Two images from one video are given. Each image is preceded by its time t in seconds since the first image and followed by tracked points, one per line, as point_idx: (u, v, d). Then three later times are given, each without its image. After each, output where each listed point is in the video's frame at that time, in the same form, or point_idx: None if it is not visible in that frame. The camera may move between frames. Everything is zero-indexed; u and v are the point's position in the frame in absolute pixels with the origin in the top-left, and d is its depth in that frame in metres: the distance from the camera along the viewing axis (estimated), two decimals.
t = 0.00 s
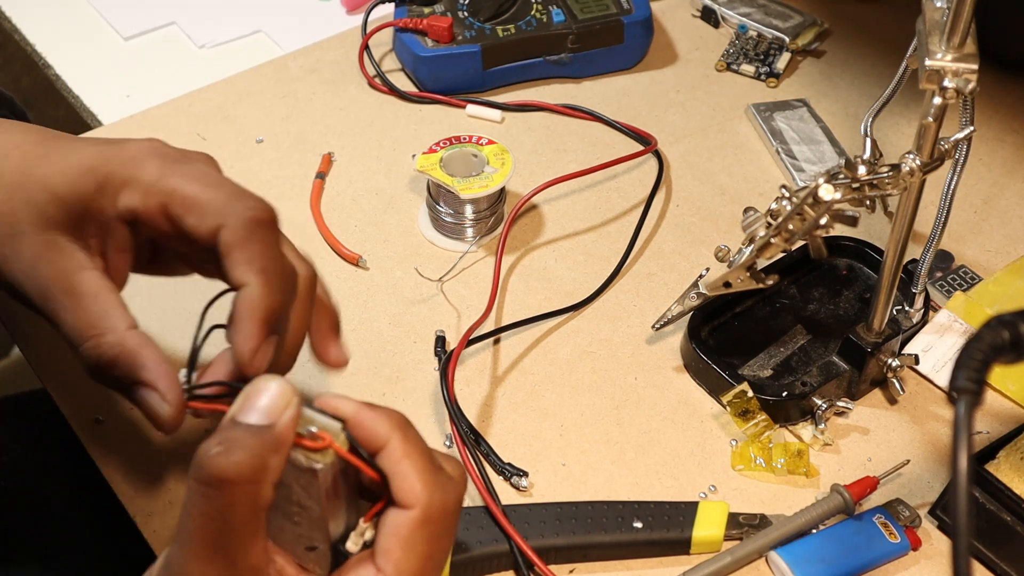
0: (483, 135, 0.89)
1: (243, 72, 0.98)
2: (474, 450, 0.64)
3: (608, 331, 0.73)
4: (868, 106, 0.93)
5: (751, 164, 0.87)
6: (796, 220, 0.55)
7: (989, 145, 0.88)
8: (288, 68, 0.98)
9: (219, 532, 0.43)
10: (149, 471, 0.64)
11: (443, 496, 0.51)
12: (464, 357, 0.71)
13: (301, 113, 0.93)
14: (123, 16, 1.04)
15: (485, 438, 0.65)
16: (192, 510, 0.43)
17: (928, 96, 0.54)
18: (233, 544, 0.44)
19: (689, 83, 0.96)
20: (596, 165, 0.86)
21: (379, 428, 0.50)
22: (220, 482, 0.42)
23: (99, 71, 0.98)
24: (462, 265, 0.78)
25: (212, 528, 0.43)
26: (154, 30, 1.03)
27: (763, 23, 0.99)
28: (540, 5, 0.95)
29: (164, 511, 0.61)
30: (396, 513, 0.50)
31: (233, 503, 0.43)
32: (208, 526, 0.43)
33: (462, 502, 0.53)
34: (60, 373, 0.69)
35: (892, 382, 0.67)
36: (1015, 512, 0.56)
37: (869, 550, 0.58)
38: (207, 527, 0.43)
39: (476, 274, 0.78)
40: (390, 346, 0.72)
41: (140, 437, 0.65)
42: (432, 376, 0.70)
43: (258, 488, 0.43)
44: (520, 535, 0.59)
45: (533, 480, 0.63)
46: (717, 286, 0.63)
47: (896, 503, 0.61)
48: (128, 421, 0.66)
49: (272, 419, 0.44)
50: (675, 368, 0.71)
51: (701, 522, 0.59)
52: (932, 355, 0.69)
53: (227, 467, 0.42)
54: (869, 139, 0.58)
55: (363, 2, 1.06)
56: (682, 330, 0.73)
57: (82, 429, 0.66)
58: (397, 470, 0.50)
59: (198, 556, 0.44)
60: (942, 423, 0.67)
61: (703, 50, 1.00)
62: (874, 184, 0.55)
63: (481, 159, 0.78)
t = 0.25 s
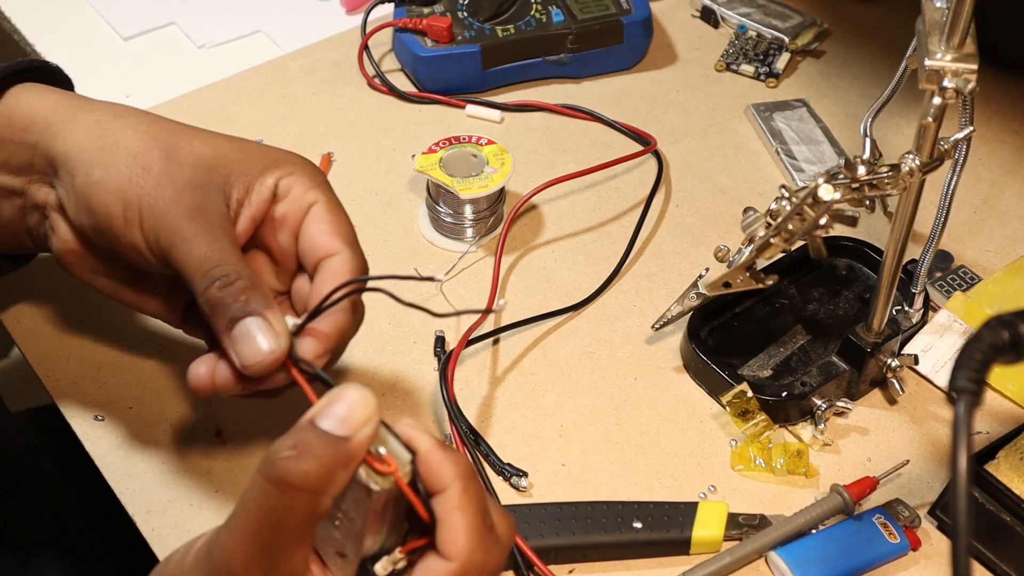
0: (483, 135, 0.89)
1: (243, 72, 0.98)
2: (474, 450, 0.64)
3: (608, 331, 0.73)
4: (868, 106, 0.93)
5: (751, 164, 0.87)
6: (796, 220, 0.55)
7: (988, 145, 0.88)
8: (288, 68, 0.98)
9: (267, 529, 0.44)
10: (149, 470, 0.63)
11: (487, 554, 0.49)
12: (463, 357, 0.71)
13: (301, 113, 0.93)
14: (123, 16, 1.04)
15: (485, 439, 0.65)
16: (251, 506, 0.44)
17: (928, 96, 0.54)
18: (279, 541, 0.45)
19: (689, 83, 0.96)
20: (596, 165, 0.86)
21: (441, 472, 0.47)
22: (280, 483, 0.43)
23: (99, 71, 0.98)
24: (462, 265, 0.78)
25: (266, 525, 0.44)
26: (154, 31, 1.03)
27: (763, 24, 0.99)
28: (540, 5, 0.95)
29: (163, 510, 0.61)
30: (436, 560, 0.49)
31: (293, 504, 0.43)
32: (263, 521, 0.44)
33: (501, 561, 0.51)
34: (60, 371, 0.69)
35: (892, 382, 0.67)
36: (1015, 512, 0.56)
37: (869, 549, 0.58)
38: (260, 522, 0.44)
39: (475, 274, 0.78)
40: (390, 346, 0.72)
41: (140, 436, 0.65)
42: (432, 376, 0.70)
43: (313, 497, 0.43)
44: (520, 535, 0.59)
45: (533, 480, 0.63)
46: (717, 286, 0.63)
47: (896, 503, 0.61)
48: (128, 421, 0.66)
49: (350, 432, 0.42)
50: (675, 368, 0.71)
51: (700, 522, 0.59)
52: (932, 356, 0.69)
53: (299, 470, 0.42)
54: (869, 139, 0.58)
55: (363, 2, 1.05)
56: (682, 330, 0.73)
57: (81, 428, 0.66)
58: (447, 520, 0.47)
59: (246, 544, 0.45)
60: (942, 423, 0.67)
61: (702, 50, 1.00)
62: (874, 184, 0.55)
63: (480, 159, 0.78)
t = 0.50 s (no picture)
0: (483, 135, 0.89)
1: (243, 71, 0.98)
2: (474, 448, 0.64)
3: (608, 331, 0.73)
4: (868, 106, 0.92)
5: (751, 164, 0.87)
6: (797, 220, 0.55)
7: (989, 145, 0.88)
8: (288, 67, 0.98)
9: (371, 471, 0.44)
10: (149, 470, 0.63)
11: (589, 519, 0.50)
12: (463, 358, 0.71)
13: (301, 113, 0.93)
14: (123, 16, 1.04)
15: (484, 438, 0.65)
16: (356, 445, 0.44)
17: (928, 96, 0.54)
18: (384, 491, 0.44)
19: (688, 83, 0.96)
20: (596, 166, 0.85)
21: (552, 431, 0.50)
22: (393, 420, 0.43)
23: (99, 71, 0.98)
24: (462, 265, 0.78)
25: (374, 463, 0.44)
26: (154, 30, 1.03)
27: (763, 23, 0.98)
28: (540, 5, 0.95)
29: (163, 510, 0.61)
30: (534, 518, 0.50)
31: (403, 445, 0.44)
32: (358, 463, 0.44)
33: (604, 535, 0.52)
34: (60, 371, 0.69)
35: (892, 382, 0.67)
36: (1016, 513, 0.56)
37: (869, 550, 0.58)
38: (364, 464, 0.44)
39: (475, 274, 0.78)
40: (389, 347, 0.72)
41: (141, 436, 0.65)
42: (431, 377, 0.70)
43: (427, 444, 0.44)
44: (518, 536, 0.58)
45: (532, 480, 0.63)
46: (716, 286, 0.62)
47: (896, 504, 0.61)
48: (128, 420, 0.66)
49: (468, 377, 0.43)
50: (675, 368, 0.71)
51: (700, 523, 0.59)
52: (933, 356, 0.69)
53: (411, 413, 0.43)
54: (869, 140, 0.58)
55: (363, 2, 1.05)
56: (682, 330, 0.73)
57: (81, 427, 0.66)
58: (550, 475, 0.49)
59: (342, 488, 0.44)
60: (942, 424, 0.67)
61: (702, 50, 1.00)
62: (874, 184, 0.55)
63: (480, 160, 0.78)
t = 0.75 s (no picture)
0: (483, 135, 0.89)
1: (243, 71, 0.98)
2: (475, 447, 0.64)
3: (608, 331, 0.73)
4: (868, 106, 0.92)
5: (751, 164, 0.87)
6: (797, 221, 0.55)
7: (989, 145, 0.88)
8: (288, 68, 0.98)
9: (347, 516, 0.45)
10: (149, 470, 0.63)
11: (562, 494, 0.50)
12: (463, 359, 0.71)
13: (301, 113, 0.93)
14: (123, 16, 1.04)
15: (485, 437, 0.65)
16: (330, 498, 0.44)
17: (928, 96, 0.54)
18: (361, 532, 0.45)
19: (689, 83, 0.96)
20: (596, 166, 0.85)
21: (511, 418, 0.48)
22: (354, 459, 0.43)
23: (99, 71, 0.98)
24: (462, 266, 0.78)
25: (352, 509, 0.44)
26: (154, 30, 1.03)
27: (763, 23, 0.98)
28: (540, 5, 0.95)
29: (163, 510, 0.61)
30: (509, 509, 0.49)
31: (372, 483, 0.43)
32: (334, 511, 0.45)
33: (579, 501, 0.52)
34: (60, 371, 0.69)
35: (892, 382, 0.67)
36: (1016, 513, 0.56)
37: (870, 550, 0.58)
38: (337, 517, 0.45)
39: (475, 274, 0.78)
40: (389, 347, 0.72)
41: (140, 436, 0.65)
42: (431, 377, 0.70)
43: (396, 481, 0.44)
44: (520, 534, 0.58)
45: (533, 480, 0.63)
46: (716, 286, 0.62)
47: (897, 504, 0.61)
48: (127, 420, 0.66)
49: (433, 403, 0.41)
50: (675, 368, 0.71)
51: (701, 523, 0.59)
52: (933, 356, 0.69)
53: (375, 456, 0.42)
54: (870, 140, 0.58)
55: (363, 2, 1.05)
56: (682, 330, 0.73)
57: (81, 428, 0.66)
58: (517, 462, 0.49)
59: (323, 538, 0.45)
60: (942, 424, 0.67)
61: (702, 50, 1.00)
62: (874, 184, 0.55)
63: (481, 159, 0.78)
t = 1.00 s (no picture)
0: (483, 135, 0.89)
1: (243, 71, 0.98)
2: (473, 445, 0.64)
3: (608, 332, 0.73)
4: (868, 106, 0.92)
5: (751, 164, 0.87)
6: (796, 221, 0.55)
7: (989, 145, 0.88)
8: (288, 67, 0.98)
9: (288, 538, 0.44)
10: (148, 470, 0.63)
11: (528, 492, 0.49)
12: (462, 359, 0.71)
13: (300, 113, 0.93)
14: (123, 16, 1.04)
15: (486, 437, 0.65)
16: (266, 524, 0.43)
17: (928, 96, 0.54)
18: (312, 539, 0.45)
19: (689, 83, 0.96)
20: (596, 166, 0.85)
21: (464, 416, 0.48)
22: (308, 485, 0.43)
23: (99, 71, 0.98)
24: (462, 266, 0.78)
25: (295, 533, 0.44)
26: (153, 30, 1.03)
27: (763, 23, 0.98)
28: (540, 5, 0.95)
29: (162, 510, 0.61)
30: (468, 522, 0.48)
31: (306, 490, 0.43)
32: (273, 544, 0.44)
33: (542, 510, 0.50)
34: (60, 370, 0.69)
35: (892, 382, 0.67)
36: (1016, 513, 0.56)
37: (870, 550, 0.58)
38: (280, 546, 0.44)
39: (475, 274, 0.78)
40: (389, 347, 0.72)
41: (140, 435, 0.65)
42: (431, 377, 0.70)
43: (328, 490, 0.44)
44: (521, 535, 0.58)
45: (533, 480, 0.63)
46: (717, 286, 0.63)
47: (897, 504, 0.61)
48: (127, 420, 0.66)
49: (352, 398, 0.43)
50: (675, 368, 0.71)
51: (701, 523, 0.59)
52: (932, 356, 0.69)
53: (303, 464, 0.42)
54: (869, 140, 0.58)
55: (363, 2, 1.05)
56: (682, 330, 0.73)
57: (81, 427, 0.66)
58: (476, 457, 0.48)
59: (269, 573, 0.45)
60: (942, 424, 0.67)
61: (702, 50, 1.00)
62: (874, 184, 0.55)
63: (480, 160, 0.78)
